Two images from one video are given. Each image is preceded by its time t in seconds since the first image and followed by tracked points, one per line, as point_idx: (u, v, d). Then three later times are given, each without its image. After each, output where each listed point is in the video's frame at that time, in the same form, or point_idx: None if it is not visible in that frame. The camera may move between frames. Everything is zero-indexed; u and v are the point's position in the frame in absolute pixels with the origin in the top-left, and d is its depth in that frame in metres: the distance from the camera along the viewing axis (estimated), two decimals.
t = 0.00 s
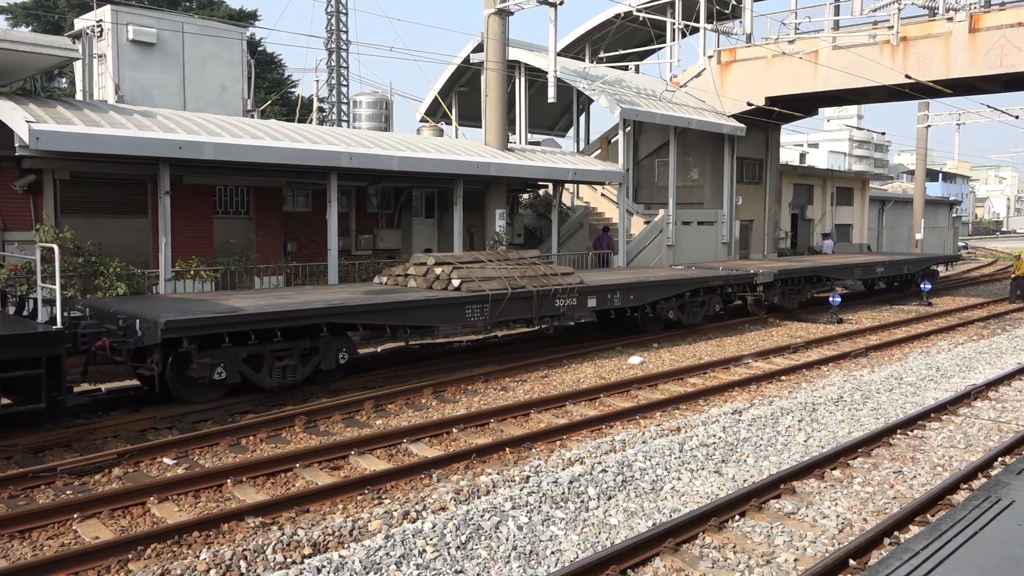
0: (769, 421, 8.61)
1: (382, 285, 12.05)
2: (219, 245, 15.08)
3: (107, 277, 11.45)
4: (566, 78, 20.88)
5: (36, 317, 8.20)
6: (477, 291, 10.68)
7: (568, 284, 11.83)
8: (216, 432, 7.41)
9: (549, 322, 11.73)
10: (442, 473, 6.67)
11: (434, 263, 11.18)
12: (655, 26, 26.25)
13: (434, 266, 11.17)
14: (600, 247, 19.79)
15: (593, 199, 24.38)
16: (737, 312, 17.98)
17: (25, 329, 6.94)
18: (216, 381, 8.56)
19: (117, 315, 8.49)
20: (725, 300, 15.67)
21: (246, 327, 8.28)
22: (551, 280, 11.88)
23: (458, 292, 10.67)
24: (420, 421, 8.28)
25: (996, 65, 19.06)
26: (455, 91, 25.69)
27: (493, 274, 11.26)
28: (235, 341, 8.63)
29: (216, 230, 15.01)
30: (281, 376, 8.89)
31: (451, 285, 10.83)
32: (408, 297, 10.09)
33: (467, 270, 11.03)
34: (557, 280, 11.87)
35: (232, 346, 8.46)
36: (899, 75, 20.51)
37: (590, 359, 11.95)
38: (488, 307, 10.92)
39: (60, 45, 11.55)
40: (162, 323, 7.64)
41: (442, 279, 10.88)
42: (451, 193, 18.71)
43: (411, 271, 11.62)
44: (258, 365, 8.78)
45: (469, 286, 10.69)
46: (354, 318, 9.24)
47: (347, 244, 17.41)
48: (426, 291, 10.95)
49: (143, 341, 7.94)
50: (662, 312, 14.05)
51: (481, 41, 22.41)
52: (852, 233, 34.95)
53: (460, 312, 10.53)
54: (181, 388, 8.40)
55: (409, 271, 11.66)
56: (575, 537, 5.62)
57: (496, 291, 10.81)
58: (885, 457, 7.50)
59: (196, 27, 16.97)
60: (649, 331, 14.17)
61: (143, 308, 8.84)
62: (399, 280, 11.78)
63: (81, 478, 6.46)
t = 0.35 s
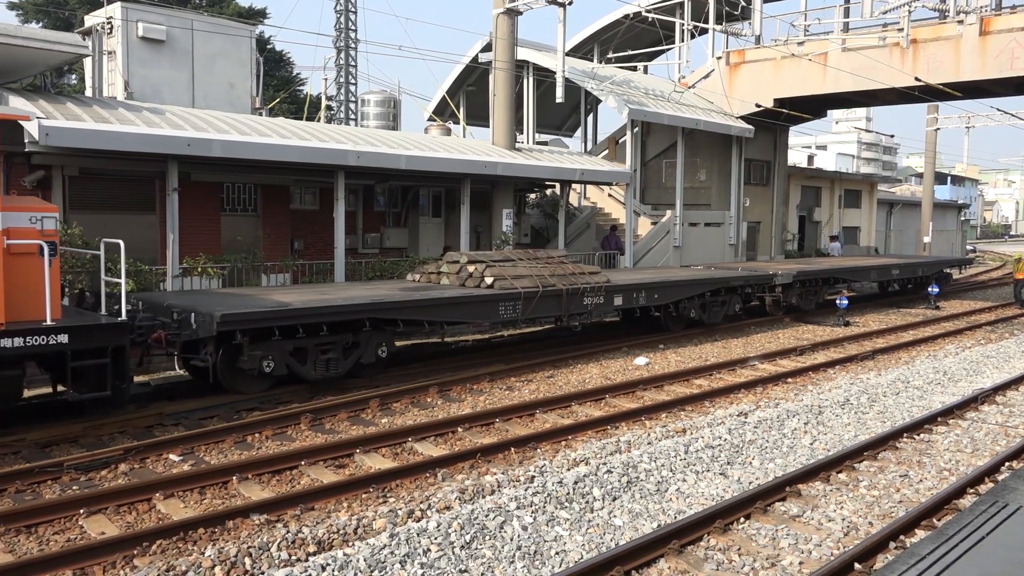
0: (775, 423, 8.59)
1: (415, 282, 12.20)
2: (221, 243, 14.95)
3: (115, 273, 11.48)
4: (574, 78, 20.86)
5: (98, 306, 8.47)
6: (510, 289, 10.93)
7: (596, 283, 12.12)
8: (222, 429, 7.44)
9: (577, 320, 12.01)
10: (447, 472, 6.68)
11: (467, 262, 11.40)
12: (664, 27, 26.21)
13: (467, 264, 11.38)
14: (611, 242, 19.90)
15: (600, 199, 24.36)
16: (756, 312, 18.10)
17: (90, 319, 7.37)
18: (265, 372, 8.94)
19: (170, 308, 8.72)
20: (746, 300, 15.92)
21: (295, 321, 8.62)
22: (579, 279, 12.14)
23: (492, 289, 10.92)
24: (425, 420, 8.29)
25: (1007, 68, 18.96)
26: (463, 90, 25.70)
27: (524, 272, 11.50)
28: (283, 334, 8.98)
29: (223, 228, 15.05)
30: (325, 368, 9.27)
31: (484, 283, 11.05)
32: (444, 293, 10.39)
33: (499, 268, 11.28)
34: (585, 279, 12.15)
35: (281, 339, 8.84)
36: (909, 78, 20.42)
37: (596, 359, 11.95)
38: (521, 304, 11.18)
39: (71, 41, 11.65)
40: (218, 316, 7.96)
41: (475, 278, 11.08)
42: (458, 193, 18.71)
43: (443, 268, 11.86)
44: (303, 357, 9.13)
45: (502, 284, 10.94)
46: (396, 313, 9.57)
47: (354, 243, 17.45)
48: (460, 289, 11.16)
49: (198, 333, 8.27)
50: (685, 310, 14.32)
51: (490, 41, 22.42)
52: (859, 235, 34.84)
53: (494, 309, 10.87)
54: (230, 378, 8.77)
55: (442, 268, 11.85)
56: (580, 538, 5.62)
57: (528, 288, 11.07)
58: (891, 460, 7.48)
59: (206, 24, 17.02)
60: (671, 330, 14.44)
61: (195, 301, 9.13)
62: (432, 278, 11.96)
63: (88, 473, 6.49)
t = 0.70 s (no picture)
0: (777, 420, 8.58)
1: (441, 279, 12.49)
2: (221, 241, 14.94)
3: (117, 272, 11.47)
4: (574, 75, 20.82)
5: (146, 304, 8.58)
6: (536, 284, 11.24)
7: (619, 279, 12.35)
8: (223, 427, 7.44)
9: (600, 314, 12.28)
10: (449, 470, 6.68)
11: (493, 258, 11.78)
12: (665, 24, 26.17)
13: (493, 261, 11.77)
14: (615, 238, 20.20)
15: (601, 197, 24.29)
16: (768, 306, 18.25)
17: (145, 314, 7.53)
18: (306, 365, 9.23)
19: (216, 303, 9.08)
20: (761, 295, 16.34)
21: (337, 315, 8.89)
22: (602, 275, 12.36)
23: (519, 285, 11.24)
24: (426, 418, 8.29)
25: (1009, 64, 18.92)
26: (464, 88, 25.67)
27: (549, 269, 11.79)
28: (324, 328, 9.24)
29: (224, 226, 15.06)
30: (362, 361, 9.49)
31: (510, 278, 11.42)
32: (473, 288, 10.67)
33: (525, 265, 11.59)
34: (608, 275, 12.37)
35: (323, 333, 9.09)
36: (911, 74, 20.37)
37: (598, 357, 11.94)
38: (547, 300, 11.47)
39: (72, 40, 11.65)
40: (265, 310, 8.26)
41: (502, 273, 11.48)
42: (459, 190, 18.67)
43: (470, 264, 12.20)
44: (342, 351, 9.38)
45: (528, 279, 11.25)
46: (430, 307, 9.86)
47: (356, 241, 17.46)
48: (487, 284, 11.57)
49: (246, 327, 8.54)
50: (702, 305, 14.62)
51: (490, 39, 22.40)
52: (861, 232, 34.82)
53: (520, 304, 11.06)
54: (272, 370, 9.04)
55: (469, 265, 12.17)
56: (582, 535, 5.63)
57: (553, 284, 11.39)
58: (893, 457, 7.47)
59: (207, 22, 17.00)
60: (688, 324, 14.68)
61: (241, 297, 9.43)
62: (460, 273, 12.23)
63: (90, 472, 6.50)
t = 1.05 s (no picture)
0: (778, 418, 8.58)
1: (467, 276, 12.64)
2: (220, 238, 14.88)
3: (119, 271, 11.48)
4: (575, 73, 20.74)
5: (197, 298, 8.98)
6: (562, 281, 11.61)
7: (640, 276, 12.67)
8: (225, 425, 7.45)
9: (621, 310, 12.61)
10: (450, 468, 6.68)
11: (519, 255, 11.99)
12: (666, 21, 26.14)
13: (519, 258, 11.97)
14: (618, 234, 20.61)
15: (602, 194, 24.25)
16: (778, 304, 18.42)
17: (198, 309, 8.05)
18: (344, 359, 9.62)
19: (260, 299, 9.46)
20: (774, 292, 16.70)
21: (376, 310, 9.31)
22: (623, 272, 12.69)
23: (545, 282, 11.54)
24: (428, 416, 8.29)
25: (1011, 62, 18.88)
26: (465, 87, 25.65)
27: (573, 266, 12.08)
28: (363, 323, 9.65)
29: (226, 224, 15.05)
30: (398, 355, 9.91)
31: (536, 275, 11.66)
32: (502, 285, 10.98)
33: (551, 262, 11.84)
34: (629, 272, 12.68)
35: (362, 328, 9.52)
36: (912, 72, 20.32)
37: (599, 355, 11.95)
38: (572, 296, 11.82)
39: (74, 38, 11.67)
40: (310, 305, 8.66)
41: (529, 271, 11.70)
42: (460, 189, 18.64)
43: (495, 262, 12.38)
44: (378, 345, 9.79)
45: (554, 277, 11.57)
46: (463, 304, 10.27)
47: (357, 239, 17.49)
48: (513, 281, 11.76)
49: (288, 321, 8.92)
50: (719, 301, 15.06)
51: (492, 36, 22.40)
52: (863, 230, 34.82)
53: (547, 300, 11.44)
54: (313, 362, 9.44)
55: (494, 262, 12.30)
56: (583, 533, 5.63)
57: (578, 280, 11.74)
58: (895, 455, 7.47)
59: (208, 20, 17.01)
60: (705, 320, 15.13)
61: (284, 292, 9.86)
62: (485, 270, 12.37)
63: (92, 470, 6.51)
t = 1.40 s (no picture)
0: (778, 417, 8.59)
1: (492, 272, 13.37)
2: (256, 238, 15.34)
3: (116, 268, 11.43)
4: (576, 72, 20.72)
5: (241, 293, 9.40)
6: (585, 278, 12.08)
7: (660, 273, 13.20)
8: (225, 422, 7.45)
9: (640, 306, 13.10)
10: (450, 466, 6.69)
11: (543, 253, 12.52)
12: (667, 21, 26.12)
13: (543, 256, 12.50)
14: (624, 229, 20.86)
15: (602, 193, 24.34)
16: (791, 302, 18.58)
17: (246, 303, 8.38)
18: (380, 352, 10.01)
19: (299, 294, 9.77)
20: (788, 290, 16.97)
21: (411, 305, 9.71)
22: (643, 269, 13.20)
23: (569, 278, 12.06)
24: (428, 414, 8.29)
25: (1011, 62, 18.88)
26: (466, 85, 25.64)
27: (595, 263, 12.59)
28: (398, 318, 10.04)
29: (228, 221, 14.98)
30: (430, 349, 10.32)
31: (560, 272, 12.17)
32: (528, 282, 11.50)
33: (574, 259, 12.37)
34: (648, 270, 13.20)
35: (397, 323, 9.91)
36: (913, 71, 20.32)
37: (599, 354, 11.95)
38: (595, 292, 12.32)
39: (74, 35, 11.65)
40: (350, 301, 9.04)
41: (552, 267, 12.23)
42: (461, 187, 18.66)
43: (520, 260, 12.96)
44: (412, 339, 10.19)
45: (577, 274, 12.07)
46: (494, 299, 10.69)
47: (358, 237, 17.49)
48: (537, 277, 12.33)
49: (329, 317, 9.30)
50: (732, 299, 15.45)
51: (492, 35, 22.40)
52: (863, 229, 34.82)
53: (571, 296, 11.98)
54: (350, 355, 9.84)
55: (518, 260, 12.97)
56: (583, 531, 5.64)
57: (601, 278, 12.21)
58: (895, 454, 7.47)
59: (209, 18, 17.01)
60: (719, 316, 15.59)
61: (321, 288, 10.26)
62: (510, 268, 13.10)
63: (92, 467, 6.51)
